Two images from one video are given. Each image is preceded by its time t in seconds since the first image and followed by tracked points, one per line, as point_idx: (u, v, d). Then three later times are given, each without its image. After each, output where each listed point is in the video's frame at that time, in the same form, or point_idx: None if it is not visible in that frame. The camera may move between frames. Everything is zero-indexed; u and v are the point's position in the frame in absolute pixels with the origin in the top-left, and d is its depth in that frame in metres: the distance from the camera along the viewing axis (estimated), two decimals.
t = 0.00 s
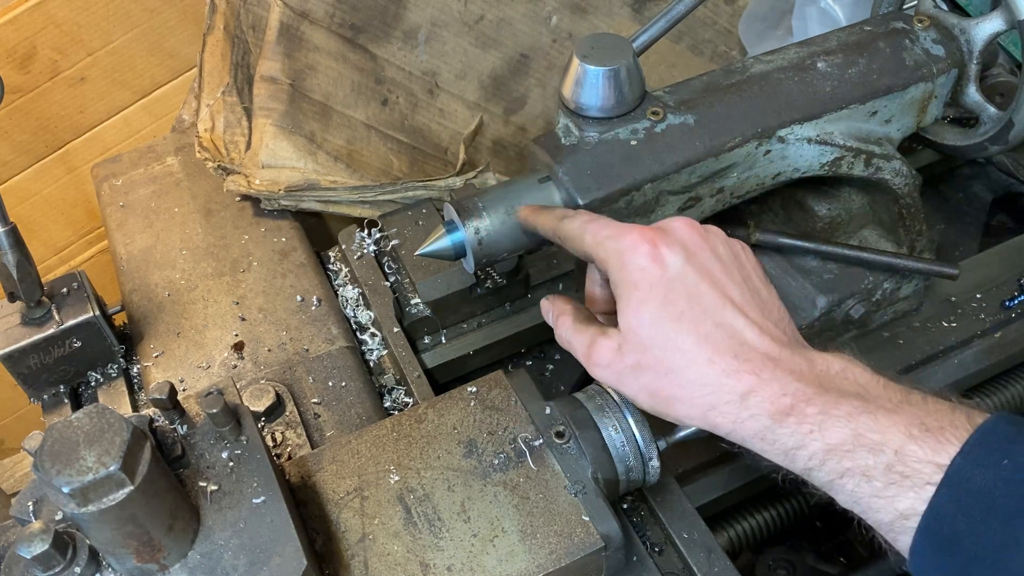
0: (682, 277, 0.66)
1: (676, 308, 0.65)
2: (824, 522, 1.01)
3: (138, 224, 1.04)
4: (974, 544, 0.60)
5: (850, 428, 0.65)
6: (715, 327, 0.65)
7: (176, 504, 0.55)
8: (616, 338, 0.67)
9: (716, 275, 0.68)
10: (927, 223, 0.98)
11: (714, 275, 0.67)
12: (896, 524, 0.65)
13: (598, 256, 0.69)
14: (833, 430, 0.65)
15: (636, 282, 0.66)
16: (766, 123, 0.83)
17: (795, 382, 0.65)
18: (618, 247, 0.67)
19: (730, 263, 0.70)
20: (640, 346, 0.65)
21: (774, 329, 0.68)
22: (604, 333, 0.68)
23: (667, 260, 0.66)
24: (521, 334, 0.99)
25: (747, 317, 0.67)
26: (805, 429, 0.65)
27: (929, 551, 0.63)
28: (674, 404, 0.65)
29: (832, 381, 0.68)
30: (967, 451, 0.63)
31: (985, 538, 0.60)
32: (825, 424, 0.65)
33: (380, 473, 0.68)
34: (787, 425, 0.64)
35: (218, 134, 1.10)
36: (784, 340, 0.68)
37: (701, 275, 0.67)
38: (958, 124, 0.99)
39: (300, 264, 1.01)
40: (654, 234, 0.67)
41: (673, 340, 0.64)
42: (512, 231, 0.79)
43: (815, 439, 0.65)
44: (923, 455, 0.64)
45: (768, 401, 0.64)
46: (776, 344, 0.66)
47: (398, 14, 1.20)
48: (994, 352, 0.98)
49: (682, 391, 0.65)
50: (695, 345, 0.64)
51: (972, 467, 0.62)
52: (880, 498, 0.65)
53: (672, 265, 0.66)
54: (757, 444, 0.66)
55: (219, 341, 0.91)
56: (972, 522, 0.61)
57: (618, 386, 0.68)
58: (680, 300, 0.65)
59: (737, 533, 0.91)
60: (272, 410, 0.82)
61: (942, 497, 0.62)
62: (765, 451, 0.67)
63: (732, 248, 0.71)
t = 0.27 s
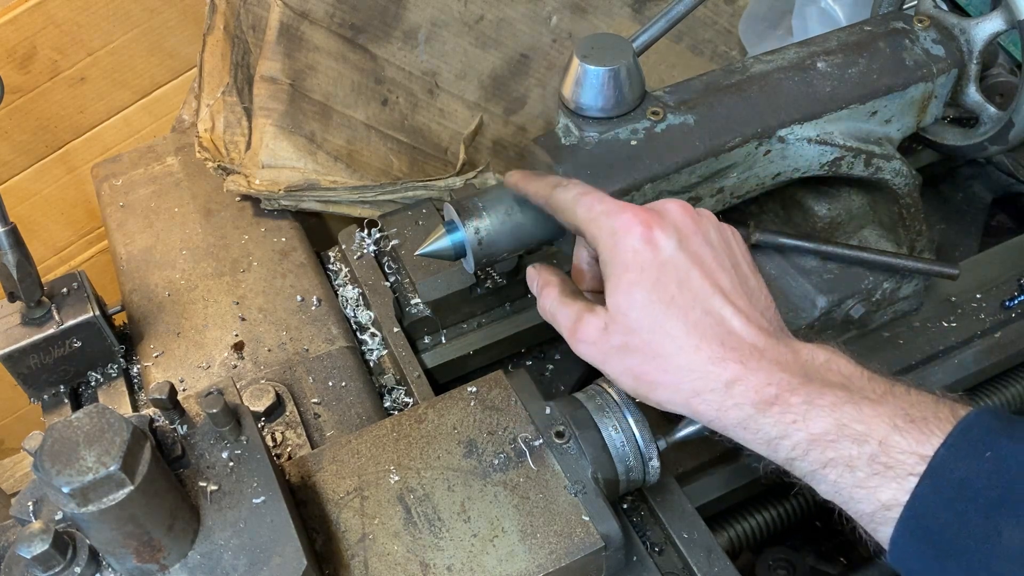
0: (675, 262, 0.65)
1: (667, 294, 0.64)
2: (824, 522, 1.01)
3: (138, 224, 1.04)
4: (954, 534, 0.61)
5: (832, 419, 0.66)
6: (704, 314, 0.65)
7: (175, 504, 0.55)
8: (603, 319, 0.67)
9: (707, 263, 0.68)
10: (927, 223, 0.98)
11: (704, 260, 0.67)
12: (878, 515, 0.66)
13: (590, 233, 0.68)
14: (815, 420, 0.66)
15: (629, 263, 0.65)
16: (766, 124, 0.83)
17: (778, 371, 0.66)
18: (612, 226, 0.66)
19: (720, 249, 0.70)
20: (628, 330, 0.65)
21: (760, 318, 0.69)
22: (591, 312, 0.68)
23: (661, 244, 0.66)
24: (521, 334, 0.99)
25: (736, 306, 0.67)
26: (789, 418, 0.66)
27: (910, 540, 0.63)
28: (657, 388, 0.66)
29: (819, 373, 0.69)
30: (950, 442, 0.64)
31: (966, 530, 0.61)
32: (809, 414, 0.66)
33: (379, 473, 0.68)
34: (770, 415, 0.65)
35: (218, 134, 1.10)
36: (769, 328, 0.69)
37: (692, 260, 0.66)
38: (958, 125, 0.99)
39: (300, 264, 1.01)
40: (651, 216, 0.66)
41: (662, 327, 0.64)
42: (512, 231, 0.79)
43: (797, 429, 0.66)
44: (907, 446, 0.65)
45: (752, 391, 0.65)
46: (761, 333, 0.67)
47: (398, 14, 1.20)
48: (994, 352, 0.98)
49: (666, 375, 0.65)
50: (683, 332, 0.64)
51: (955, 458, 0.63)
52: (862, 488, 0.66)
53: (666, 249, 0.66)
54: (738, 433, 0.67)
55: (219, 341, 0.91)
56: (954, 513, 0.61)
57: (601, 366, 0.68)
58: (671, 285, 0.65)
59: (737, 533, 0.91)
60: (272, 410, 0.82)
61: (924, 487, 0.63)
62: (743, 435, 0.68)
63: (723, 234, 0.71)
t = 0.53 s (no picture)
0: (652, 283, 0.66)
1: (645, 313, 0.65)
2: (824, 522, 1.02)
3: (138, 224, 1.04)
4: (942, 551, 0.58)
5: (820, 437, 0.64)
6: (686, 332, 0.65)
7: (175, 503, 0.55)
8: (589, 338, 0.67)
9: (686, 285, 0.68)
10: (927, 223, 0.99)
11: (685, 284, 0.68)
12: (867, 531, 0.63)
13: (572, 262, 0.70)
14: (803, 438, 0.64)
15: (608, 289, 0.66)
16: (766, 123, 0.83)
17: (766, 388, 0.65)
18: (591, 254, 0.68)
19: (703, 275, 0.70)
20: (610, 349, 0.65)
21: (746, 339, 0.68)
22: (578, 331, 0.68)
23: (637, 268, 0.67)
24: (521, 334, 0.99)
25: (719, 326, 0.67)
26: (777, 435, 0.64)
27: (898, 558, 0.60)
28: (645, 407, 0.65)
29: (806, 387, 0.67)
30: (937, 458, 0.62)
31: (952, 546, 0.58)
32: (796, 431, 0.64)
33: (380, 473, 0.68)
34: (758, 430, 0.64)
35: (218, 134, 1.10)
36: (759, 348, 0.68)
37: (672, 283, 0.67)
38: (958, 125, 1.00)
39: (300, 264, 1.01)
40: (626, 245, 0.69)
41: (645, 344, 0.64)
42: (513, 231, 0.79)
43: (785, 446, 0.64)
44: (894, 463, 0.63)
45: (739, 406, 0.64)
46: (748, 352, 0.66)
47: (398, 14, 1.20)
48: (994, 352, 0.98)
49: (652, 392, 0.64)
50: (665, 347, 0.64)
51: (943, 473, 0.61)
52: (850, 506, 0.64)
53: (642, 272, 0.67)
54: (729, 450, 0.65)
55: (219, 341, 0.91)
56: (941, 529, 0.59)
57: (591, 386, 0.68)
58: (649, 305, 0.65)
59: (737, 533, 0.91)
60: (272, 410, 0.82)
61: (911, 502, 0.61)
62: (739, 458, 0.65)
63: (708, 262, 0.72)
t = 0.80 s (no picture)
0: (648, 253, 0.66)
1: (639, 285, 0.65)
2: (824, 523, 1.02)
3: (138, 224, 1.04)
4: (943, 527, 0.60)
5: (820, 405, 0.64)
6: (681, 301, 0.65)
7: (175, 503, 0.55)
8: (586, 324, 0.67)
9: (683, 255, 0.68)
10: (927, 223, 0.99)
11: (683, 255, 0.68)
12: (867, 505, 0.64)
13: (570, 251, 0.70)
14: (802, 406, 0.64)
15: (604, 263, 0.66)
16: (766, 123, 0.83)
17: (764, 354, 0.65)
18: (588, 233, 0.68)
19: (701, 246, 0.70)
20: (606, 324, 0.65)
21: (744, 307, 0.67)
22: (577, 319, 0.69)
23: (634, 240, 0.67)
24: (521, 335, 0.98)
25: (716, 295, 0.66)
26: (775, 403, 0.64)
27: (900, 531, 0.62)
28: (643, 378, 0.64)
29: (807, 356, 0.67)
30: (940, 432, 0.62)
31: (952, 522, 0.59)
32: (795, 399, 0.64)
33: (380, 473, 0.68)
34: (756, 397, 0.63)
35: (218, 134, 1.10)
36: (756, 317, 0.67)
37: (668, 253, 0.67)
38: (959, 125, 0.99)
39: (300, 264, 1.01)
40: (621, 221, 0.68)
41: (639, 315, 0.64)
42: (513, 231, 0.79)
43: (784, 414, 0.64)
44: (895, 436, 0.63)
45: (735, 371, 0.63)
46: (744, 319, 0.66)
47: (398, 14, 1.20)
48: (994, 352, 0.98)
49: (649, 364, 0.64)
50: (659, 317, 0.64)
51: (946, 448, 0.61)
52: (850, 478, 0.64)
53: (640, 244, 0.67)
54: (727, 419, 0.65)
55: (219, 341, 0.91)
56: (943, 505, 0.60)
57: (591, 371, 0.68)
58: (643, 276, 0.65)
59: (737, 533, 0.91)
60: (272, 410, 0.82)
61: (913, 478, 0.61)
62: (737, 426, 0.65)
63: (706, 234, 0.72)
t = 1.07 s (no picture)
0: (658, 256, 0.66)
1: (646, 286, 0.64)
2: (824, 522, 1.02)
3: (138, 224, 1.04)
4: (935, 537, 0.59)
5: (817, 411, 0.64)
6: (687, 304, 0.64)
7: (175, 503, 0.55)
8: (589, 323, 0.67)
9: (691, 260, 0.67)
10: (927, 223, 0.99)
11: (691, 261, 0.67)
12: (860, 513, 0.64)
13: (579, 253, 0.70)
14: (800, 412, 0.64)
15: (613, 263, 0.66)
16: (766, 123, 0.83)
17: (764, 361, 0.64)
18: (598, 234, 0.68)
19: (709, 255, 0.70)
20: (610, 324, 0.65)
21: (749, 316, 0.67)
22: (581, 319, 0.69)
23: (644, 242, 0.66)
24: (521, 335, 0.98)
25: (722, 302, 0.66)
26: (772, 408, 0.64)
27: (892, 541, 0.61)
28: (643, 379, 0.64)
29: (807, 365, 0.67)
30: (935, 442, 0.62)
31: (944, 531, 0.58)
32: (793, 405, 0.64)
33: (380, 473, 0.68)
34: (753, 402, 0.63)
35: (218, 134, 1.10)
36: (759, 328, 0.67)
37: (678, 258, 0.67)
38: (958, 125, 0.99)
39: (300, 264, 1.01)
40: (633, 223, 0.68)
41: (643, 316, 0.63)
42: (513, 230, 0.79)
43: (782, 419, 0.64)
44: (890, 444, 0.63)
45: (735, 375, 0.63)
46: (748, 327, 0.66)
47: (398, 14, 1.20)
48: (994, 352, 0.98)
49: (650, 365, 0.64)
50: (664, 319, 0.63)
51: (940, 458, 0.61)
52: (844, 485, 0.64)
53: (649, 247, 0.66)
54: (723, 423, 0.65)
55: (219, 341, 0.91)
56: (934, 515, 0.59)
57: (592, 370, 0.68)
58: (650, 278, 0.65)
59: (737, 533, 0.91)
60: (272, 410, 0.82)
61: (905, 486, 0.61)
62: (733, 432, 0.65)
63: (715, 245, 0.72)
